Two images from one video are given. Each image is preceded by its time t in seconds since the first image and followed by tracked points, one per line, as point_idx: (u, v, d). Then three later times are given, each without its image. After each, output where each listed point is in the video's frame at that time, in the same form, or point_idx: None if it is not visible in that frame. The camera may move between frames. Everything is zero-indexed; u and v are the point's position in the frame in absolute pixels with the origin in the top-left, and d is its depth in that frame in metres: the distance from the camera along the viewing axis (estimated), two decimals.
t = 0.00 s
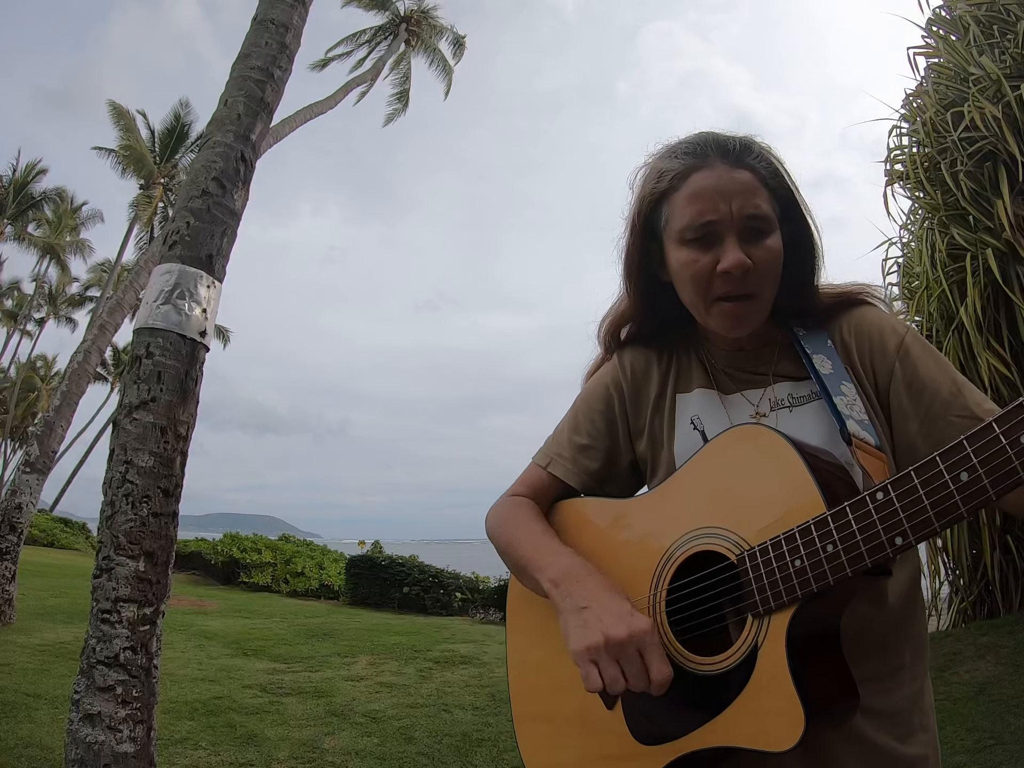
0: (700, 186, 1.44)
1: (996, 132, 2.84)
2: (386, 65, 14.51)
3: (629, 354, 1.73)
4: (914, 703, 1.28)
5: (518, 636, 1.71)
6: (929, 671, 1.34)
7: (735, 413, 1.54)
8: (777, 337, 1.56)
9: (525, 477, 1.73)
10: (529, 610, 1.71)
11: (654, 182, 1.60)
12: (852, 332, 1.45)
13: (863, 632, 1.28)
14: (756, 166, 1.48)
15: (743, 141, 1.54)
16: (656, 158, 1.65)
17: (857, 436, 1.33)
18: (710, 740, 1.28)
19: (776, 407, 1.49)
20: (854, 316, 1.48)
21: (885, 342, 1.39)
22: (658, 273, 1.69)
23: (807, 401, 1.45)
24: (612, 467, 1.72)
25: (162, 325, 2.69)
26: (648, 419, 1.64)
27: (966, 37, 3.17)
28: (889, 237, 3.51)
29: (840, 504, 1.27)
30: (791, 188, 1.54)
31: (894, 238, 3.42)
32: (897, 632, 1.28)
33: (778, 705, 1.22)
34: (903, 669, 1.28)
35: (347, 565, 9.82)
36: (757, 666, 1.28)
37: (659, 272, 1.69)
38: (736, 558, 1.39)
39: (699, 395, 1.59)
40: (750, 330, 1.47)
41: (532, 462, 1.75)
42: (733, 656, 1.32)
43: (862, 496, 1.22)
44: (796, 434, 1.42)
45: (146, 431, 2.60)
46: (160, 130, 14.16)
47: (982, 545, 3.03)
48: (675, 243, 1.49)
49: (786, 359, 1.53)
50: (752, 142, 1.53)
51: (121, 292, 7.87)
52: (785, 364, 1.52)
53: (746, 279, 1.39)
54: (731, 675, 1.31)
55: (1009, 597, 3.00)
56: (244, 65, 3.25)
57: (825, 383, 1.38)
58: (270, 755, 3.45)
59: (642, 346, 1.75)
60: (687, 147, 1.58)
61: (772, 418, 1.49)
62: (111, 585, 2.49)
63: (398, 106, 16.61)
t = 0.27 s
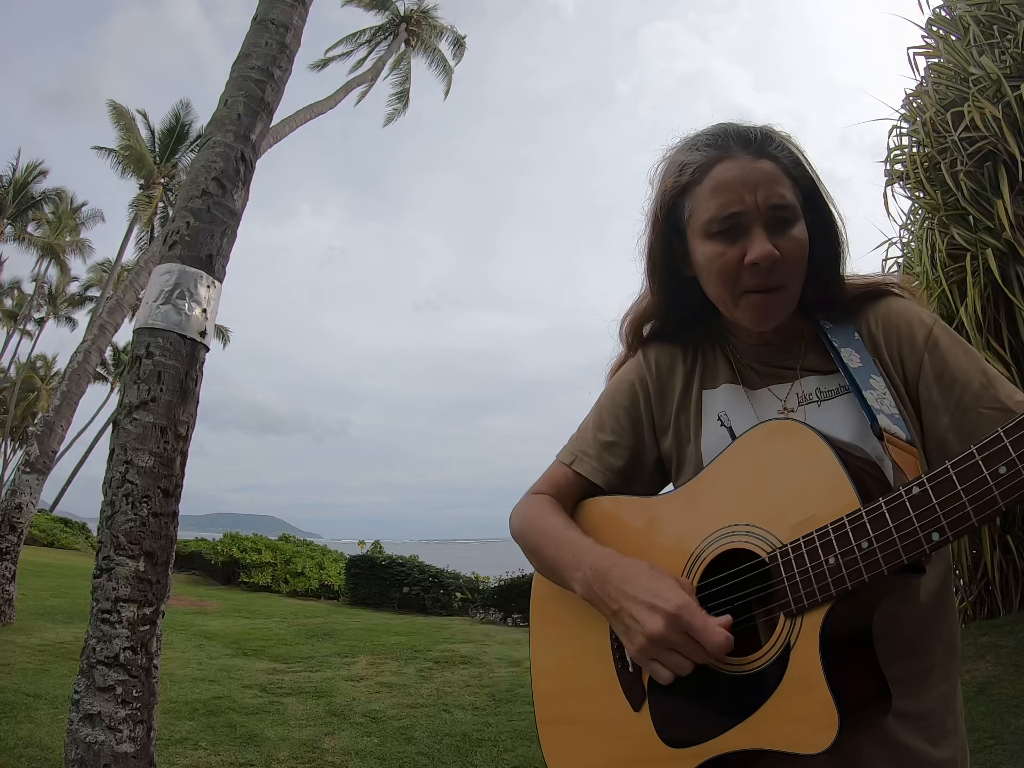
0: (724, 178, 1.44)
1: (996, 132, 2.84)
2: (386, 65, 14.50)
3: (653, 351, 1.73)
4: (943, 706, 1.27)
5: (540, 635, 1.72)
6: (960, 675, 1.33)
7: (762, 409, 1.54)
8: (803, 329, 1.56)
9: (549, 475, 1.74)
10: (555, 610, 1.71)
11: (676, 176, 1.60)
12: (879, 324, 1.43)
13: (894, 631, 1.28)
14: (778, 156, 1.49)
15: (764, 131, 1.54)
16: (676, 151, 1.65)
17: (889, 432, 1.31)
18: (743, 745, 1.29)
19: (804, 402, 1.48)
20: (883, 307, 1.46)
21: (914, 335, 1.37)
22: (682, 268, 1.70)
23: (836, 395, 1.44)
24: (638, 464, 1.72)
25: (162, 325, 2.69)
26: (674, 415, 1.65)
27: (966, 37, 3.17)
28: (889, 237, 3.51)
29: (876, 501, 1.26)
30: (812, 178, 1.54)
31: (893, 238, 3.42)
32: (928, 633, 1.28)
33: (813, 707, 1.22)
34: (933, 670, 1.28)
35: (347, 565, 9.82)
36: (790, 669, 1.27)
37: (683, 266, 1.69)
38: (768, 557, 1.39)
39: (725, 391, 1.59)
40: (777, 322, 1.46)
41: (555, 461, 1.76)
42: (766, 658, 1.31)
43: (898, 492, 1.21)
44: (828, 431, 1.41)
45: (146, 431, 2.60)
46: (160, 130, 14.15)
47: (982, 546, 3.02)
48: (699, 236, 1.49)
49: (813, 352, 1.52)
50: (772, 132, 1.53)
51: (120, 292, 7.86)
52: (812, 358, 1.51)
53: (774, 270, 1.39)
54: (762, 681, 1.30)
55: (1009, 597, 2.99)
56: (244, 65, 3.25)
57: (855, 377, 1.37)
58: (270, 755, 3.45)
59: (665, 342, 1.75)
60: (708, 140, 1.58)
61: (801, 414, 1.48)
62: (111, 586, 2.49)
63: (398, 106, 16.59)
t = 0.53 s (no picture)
0: (730, 171, 1.46)
1: (996, 132, 2.84)
2: (386, 66, 14.51)
3: (663, 352, 1.74)
4: (957, 704, 1.26)
5: (553, 635, 1.73)
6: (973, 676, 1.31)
7: (774, 407, 1.53)
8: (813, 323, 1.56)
9: (561, 476, 1.74)
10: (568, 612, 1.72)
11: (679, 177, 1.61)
12: (890, 321, 1.43)
13: (912, 627, 1.26)
14: (776, 150, 1.53)
15: (759, 127, 1.58)
16: (675, 155, 1.68)
17: (904, 426, 1.29)
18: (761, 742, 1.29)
19: (817, 398, 1.47)
20: (891, 302, 1.46)
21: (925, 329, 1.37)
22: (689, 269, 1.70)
23: (849, 392, 1.43)
24: (650, 464, 1.72)
25: (162, 325, 2.69)
26: (685, 414, 1.64)
27: (966, 37, 3.17)
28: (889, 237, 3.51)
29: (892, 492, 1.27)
30: (806, 170, 1.59)
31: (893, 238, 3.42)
32: (944, 629, 1.27)
33: (831, 704, 1.22)
34: (948, 668, 1.27)
35: (347, 565, 9.81)
36: (809, 665, 1.27)
37: (689, 268, 1.70)
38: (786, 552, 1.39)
39: (737, 390, 1.58)
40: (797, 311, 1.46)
41: (567, 461, 1.76)
42: (787, 653, 1.32)
43: (915, 483, 1.22)
44: (841, 426, 1.40)
45: (146, 431, 2.60)
46: (160, 130, 14.15)
47: (982, 546, 3.01)
48: (712, 231, 1.49)
49: (824, 348, 1.51)
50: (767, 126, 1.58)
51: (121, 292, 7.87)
52: (824, 355, 1.50)
53: (792, 256, 1.39)
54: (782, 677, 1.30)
55: (1009, 597, 2.98)
56: (244, 65, 3.25)
57: (867, 372, 1.36)
58: (271, 755, 3.45)
59: (677, 345, 1.75)
60: (706, 139, 1.61)
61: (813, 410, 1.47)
62: (111, 586, 2.49)
63: (397, 106, 16.59)
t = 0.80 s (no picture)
0: (712, 173, 1.51)
1: (996, 132, 2.84)
2: (386, 66, 14.51)
3: (649, 357, 1.75)
4: (942, 700, 1.29)
5: (539, 639, 1.72)
6: (954, 668, 1.35)
7: (759, 409, 1.54)
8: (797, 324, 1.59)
9: (546, 479, 1.74)
10: (553, 615, 1.71)
11: (662, 183, 1.64)
12: (873, 327, 1.46)
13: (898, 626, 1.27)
14: (754, 152, 1.58)
15: (736, 133, 1.64)
16: (655, 163, 1.71)
17: (887, 428, 1.30)
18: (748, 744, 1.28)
19: (801, 401, 1.49)
20: (876, 309, 1.49)
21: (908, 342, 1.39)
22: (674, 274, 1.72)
23: (832, 394, 1.44)
24: (635, 466, 1.73)
25: (162, 325, 2.69)
26: (671, 417, 1.65)
27: (966, 37, 3.17)
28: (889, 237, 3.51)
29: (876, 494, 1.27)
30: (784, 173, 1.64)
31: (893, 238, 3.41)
32: (929, 626, 1.29)
33: (818, 704, 1.21)
34: (933, 663, 1.29)
35: (347, 565, 9.82)
36: (795, 665, 1.27)
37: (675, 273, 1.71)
38: (770, 553, 1.39)
39: (721, 394, 1.60)
40: (787, 305, 1.48)
41: (553, 464, 1.75)
42: (771, 654, 1.31)
43: (899, 484, 1.22)
44: (826, 428, 1.42)
45: (146, 430, 2.60)
46: (160, 130, 14.15)
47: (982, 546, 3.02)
48: (700, 231, 1.51)
49: (809, 348, 1.54)
50: (744, 131, 1.63)
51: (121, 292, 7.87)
52: (809, 357, 1.53)
53: (780, 249, 1.42)
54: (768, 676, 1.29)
55: (1009, 597, 3.00)
56: (244, 65, 3.25)
57: (850, 375, 1.38)
58: (270, 755, 3.45)
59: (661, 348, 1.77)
60: (686, 147, 1.65)
61: (797, 412, 1.49)
62: (111, 585, 2.49)
63: (397, 106, 16.59)
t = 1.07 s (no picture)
0: (689, 193, 1.49)
1: (997, 132, 2.84)
2: (386, 66, 14.51)
3: (628, 358, 1.75)
4: (905, 700, 1.29)
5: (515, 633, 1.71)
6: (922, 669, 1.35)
7: (732, 414, 1.55)
8: (773, 337, 1.60)
9: (524, 477, 1.74)
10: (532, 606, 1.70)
11: (644, 196, 1.63)
12: (850, 339, 1.47)
13: (858, 627, 1.28)
14: (738, 171, 1.55)
15: (723, 149, 1.61)
16: (642, 174, 1.70)
17: (852, 440, 1.34)
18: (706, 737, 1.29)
19: (773, 406, 1.50)
20: (853, 324, 1.51)
21: (883, 353, 1.42)
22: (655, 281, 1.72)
23: (803, 400, 1.46)
24: (612, 465, 1.74)
25: (162, 325, 2.69)
26: (646, 419, 1.66)
27: (966, 37, 3.17)
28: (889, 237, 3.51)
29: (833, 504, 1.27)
30: (773, 189, 1.61)
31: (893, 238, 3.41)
32: (891, 628, 1.30)
33: (775, 702, 1.22)
34: (898, 664, 1.30)
35: (348, 565, 9.82)
36: (754, 663, 1.28)
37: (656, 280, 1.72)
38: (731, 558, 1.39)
39: (695, 398, 1.61)
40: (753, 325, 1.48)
41: (531, 462, 1.76)
42: (732, 653, 1.32)
43: (856, 497, 1.23)
44: (795, 435, 1.44)
45: (146, 430, 2.60)
46: (160, 130, 14.15)
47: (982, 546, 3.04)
48: (672, 249, 1.52)
49: (785, 356, 1.55)
50: (731, 149, 1.60)
51: (121, 292, 7.87)
52: (783, 363, 1.54)
53: (746, 273, 1.41)
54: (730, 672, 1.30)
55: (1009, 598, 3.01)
56: (244, 65, 3.25)
57: (821, 385, 1.41)
58: (270, 755, 3.45)
59: (640, 351, 1.77)
60: (672, 160, 1.63)
61: (769, 418, 1.51)
62: (111, 585, 2.49)
63: (397, 106, 16.60)
